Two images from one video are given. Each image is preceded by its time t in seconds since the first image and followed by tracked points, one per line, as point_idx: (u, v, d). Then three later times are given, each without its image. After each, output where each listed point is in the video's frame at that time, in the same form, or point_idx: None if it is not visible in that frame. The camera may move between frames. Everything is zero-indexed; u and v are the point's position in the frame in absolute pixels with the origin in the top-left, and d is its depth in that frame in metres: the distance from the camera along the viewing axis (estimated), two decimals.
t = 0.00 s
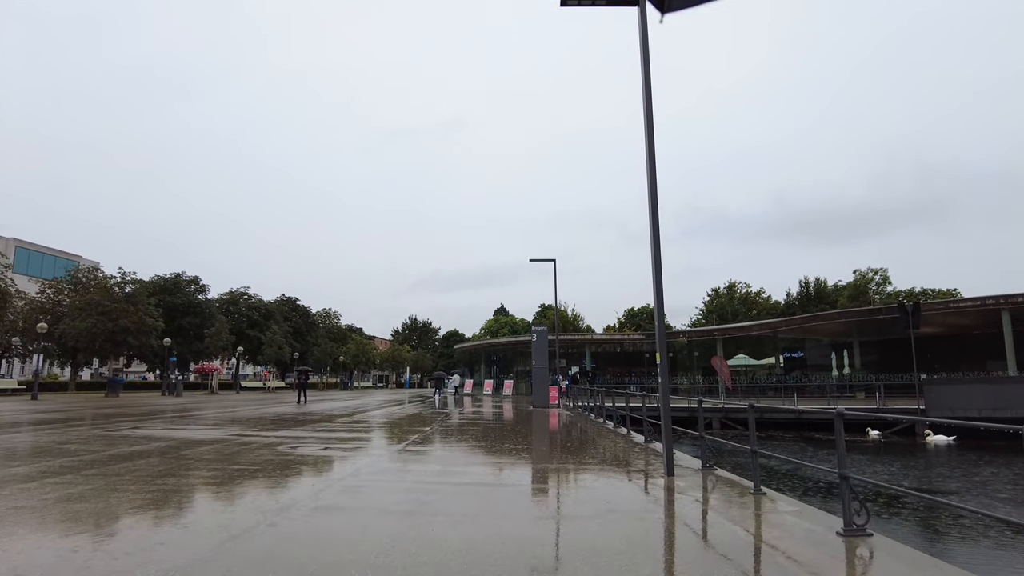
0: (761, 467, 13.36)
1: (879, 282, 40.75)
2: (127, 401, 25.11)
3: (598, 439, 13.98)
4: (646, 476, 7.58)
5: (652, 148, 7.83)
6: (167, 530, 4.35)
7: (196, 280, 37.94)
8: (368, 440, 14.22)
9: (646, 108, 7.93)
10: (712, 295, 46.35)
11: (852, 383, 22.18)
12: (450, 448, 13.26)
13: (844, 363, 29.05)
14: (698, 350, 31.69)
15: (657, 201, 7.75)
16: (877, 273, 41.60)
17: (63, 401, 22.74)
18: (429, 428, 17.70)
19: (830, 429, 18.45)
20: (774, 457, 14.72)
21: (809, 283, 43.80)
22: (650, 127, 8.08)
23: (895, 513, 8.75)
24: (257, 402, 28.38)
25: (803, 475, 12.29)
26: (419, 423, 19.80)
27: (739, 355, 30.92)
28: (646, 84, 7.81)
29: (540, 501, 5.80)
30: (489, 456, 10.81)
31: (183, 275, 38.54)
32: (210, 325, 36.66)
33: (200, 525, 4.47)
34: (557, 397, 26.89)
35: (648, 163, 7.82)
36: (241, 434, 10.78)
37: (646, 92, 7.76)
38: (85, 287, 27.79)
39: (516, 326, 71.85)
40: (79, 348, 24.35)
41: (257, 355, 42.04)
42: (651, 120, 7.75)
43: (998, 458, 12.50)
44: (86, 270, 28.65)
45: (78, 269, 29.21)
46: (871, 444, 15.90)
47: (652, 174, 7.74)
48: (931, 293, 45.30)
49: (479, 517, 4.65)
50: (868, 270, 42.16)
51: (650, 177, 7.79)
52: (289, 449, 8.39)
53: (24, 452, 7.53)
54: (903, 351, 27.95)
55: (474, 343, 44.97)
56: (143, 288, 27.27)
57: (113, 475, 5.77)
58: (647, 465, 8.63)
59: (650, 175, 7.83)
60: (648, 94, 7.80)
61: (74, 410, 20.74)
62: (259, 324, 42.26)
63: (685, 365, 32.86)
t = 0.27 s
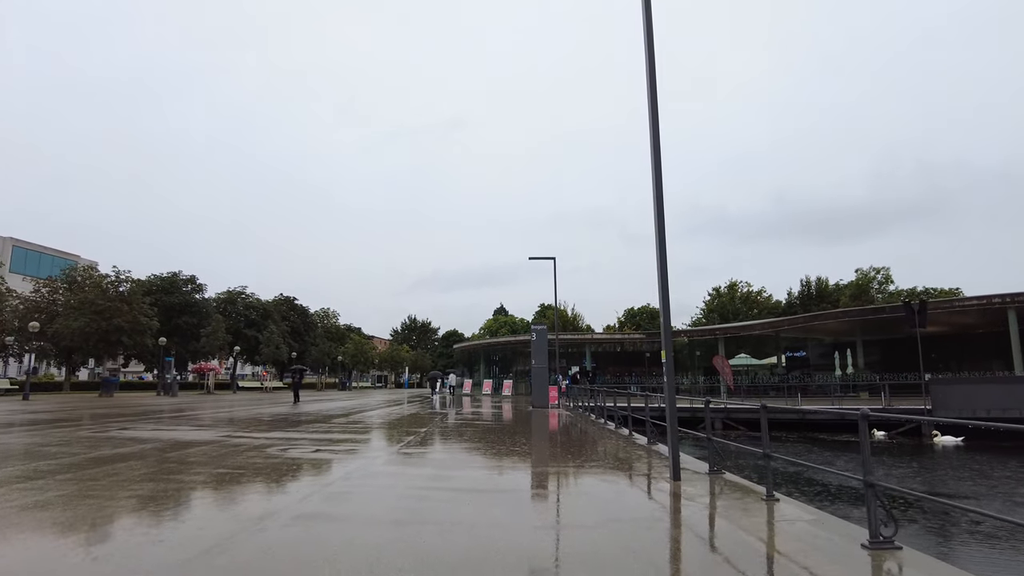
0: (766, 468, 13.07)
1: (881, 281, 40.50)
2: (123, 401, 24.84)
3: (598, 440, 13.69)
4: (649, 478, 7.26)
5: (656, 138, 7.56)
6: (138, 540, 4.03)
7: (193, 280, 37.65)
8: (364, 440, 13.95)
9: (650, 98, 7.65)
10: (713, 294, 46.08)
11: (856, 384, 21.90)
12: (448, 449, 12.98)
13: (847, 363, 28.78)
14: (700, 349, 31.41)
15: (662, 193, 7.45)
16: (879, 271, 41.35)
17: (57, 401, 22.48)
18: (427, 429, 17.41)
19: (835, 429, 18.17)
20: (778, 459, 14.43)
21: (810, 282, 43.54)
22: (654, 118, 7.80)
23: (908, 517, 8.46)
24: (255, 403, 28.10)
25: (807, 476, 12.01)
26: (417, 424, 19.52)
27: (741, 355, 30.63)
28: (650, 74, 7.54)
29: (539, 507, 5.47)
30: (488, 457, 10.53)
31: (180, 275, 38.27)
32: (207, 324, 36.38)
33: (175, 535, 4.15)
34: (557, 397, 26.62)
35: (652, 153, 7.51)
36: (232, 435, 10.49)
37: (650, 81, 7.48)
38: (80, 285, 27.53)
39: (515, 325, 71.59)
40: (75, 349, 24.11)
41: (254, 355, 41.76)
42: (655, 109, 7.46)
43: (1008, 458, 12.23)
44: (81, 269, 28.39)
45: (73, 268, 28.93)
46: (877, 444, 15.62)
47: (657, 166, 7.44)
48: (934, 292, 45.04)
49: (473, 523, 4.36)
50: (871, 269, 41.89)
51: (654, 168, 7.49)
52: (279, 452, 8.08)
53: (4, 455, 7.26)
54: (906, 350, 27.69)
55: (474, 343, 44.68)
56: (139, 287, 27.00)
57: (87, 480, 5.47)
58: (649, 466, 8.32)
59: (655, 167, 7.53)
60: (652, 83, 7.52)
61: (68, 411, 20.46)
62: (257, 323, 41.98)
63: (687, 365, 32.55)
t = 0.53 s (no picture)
0: (773, 470, 12.75)
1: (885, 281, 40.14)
2: (120, 402, 24.59)
3: (601, 441, 13.38)
4: (655, 479, 6.91)
5: (665, 123, 7.19)
6: (101, 556, 3.66)
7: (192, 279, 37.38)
8: (362, 441, 13.68)
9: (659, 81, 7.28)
10: (716, 294, 45.74)
11: (862, 384, 21.57)
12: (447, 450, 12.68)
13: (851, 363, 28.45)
14: (703, 349, 31.09)
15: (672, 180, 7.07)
16: (884, 271, 40.99)
17: (52, 401, 22.23)
18: (426, 430, 17.12)
19: (841, 431, 17.84)
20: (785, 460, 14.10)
21: (814, 282, 43.21)
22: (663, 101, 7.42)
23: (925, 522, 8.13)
24: (253, 403, 27.85)
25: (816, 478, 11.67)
26: (417, 424, 19.24)
27: (744, 355, 30.29)
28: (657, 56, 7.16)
29: (541, 513, 5.12)
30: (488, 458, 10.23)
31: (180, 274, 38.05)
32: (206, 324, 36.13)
33: (141, 551, 3.77)
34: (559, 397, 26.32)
35: (661, 137, 7.09)
36: (223, 437, 10.16)
37: (659, 63, 7.11)
38: (78, 284, 27.30)
39: (516, 325, 71.29)
40: (71, 348, 23.87)
41: (254, 355, 41.51)
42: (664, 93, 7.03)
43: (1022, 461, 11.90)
44: (78, 268, 28.16)
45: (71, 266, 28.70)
46: (885, 446, 15.30)
47: (665, 152, 7.07)
48: (939, 292, 44.68)
49: (470, 533, 4.05)
50: (875, 268, 41.53)
51: (663, 153, 7.07)
52: (269, 455, 7.76)
53: None
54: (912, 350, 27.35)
55: (475, 343, 44.39)
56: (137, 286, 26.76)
57: (59, 490, 5.17)
58: (655, 467, 7.97)
59: (663, 152, 7.13)
60: (662, 65, 7.09)
61: (63, 411, 20.21)
62: (257, 323, 41.73)
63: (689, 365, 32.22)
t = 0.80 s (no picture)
0: (781, 473, 12.43)
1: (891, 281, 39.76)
2: (118, 402, 24.38)
3: (604, 443, 13.08)
4: (665, 487, 6.55)
5: (677, 110, 6.88)
6: (67, 572, 3.36)
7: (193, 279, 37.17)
8: (361, 442, 13.41)
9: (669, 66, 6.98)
10: (720, 294, 45.40)
11: (870, 386, 21.21)
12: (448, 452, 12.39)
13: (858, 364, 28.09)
14: (707, 350, 30.76)
15: (683, 172, 6.80)
16: (890, 271, 40.60)
17: (50, 401, 22.02)
18: (427, 431, 16.85)
19: (849, 433, 17.50)
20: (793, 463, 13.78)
21: (819, 282, 42.83)
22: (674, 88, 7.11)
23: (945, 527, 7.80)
24: (253, 404, 27.61)
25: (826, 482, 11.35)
26: (418, 425, 18.98)
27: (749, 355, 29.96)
28: (668, 44, 6.92)
29: (546, 522, 4.82)
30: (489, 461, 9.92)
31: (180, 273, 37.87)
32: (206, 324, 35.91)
33: (114, 566, 3.50)
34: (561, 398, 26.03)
35: (673, 125, 6.81)
36: (217, 439, 9.86)
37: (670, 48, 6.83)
38: (77, 284, 27.11)
39: (519, 326, 71.00)
40: (69, 348, 23.65)
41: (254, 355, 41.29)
42: (676, 82, 6.75)
43: None
44: (77, 267, 27.96)
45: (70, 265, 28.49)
46: (896, 449, 14.97)
47: (677, 139, 6.78)
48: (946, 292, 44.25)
49: (471, 546, 3.76)
50: (881, 269, 41.14)
51: (674, 144, 6.81)
52: (262, 459, 7.46)
53: None
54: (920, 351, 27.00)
55: (477, 343, 44.11)
56: (136, 285, 26.54)
57: (35, 498, 4.87)
58: (662, 472, 7.63)
59: (675, 140, 6.82)
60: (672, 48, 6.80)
61: (60, 411, 19.98)
62: (258, 323, 41.53)
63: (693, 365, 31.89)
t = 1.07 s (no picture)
0: (787, 474, 12.14)
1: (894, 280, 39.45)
2: (114, 402, 24.11)
3: (606, 444, 12.78)
4: (668, 491, 6.26)
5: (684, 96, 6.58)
6: None
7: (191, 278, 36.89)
8: (357, 443, 13.12)
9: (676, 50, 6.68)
10: (721, 293, 45.08)
11: (875, 385, 20.91)
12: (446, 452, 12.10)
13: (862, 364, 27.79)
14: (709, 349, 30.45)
15: (692, 162, 6.54)
16: (892, 270, 40.29)
17: (44, 401, 21.76)
18: (425, 432, 16.55)
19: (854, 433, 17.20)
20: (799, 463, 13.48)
21: (821, 281, 42.52)
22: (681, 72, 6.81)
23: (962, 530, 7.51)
24: (251, 403, 27.34)
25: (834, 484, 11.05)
26: (416, 426, 18.69)
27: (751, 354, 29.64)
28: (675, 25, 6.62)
29: (549, 529, 4.53)
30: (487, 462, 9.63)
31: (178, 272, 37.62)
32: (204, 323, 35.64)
33: None
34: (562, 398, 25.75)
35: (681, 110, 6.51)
36: (207, 440, 9.57)
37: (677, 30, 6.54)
38: (73, 283, 26.84)
39: (519, 325, 70.67)
40: (62, 347, 23.37)
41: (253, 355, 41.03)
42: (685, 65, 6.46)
43: None
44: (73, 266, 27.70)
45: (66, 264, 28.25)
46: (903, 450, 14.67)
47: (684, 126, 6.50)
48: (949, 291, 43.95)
49: (465, 559, 3.46)
50: (884, 268, 40.82)
51: (682, 133, 6.55)
52: (252, 461, 7.17)
53: None
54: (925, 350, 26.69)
55: (477, 342, 43.83)
56: (132, 285, 26.26)
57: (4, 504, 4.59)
58: (665, 475, 7.34)
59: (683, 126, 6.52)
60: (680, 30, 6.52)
61: (54, 411, 19.70)
62: (256, 323, 41.27)
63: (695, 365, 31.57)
